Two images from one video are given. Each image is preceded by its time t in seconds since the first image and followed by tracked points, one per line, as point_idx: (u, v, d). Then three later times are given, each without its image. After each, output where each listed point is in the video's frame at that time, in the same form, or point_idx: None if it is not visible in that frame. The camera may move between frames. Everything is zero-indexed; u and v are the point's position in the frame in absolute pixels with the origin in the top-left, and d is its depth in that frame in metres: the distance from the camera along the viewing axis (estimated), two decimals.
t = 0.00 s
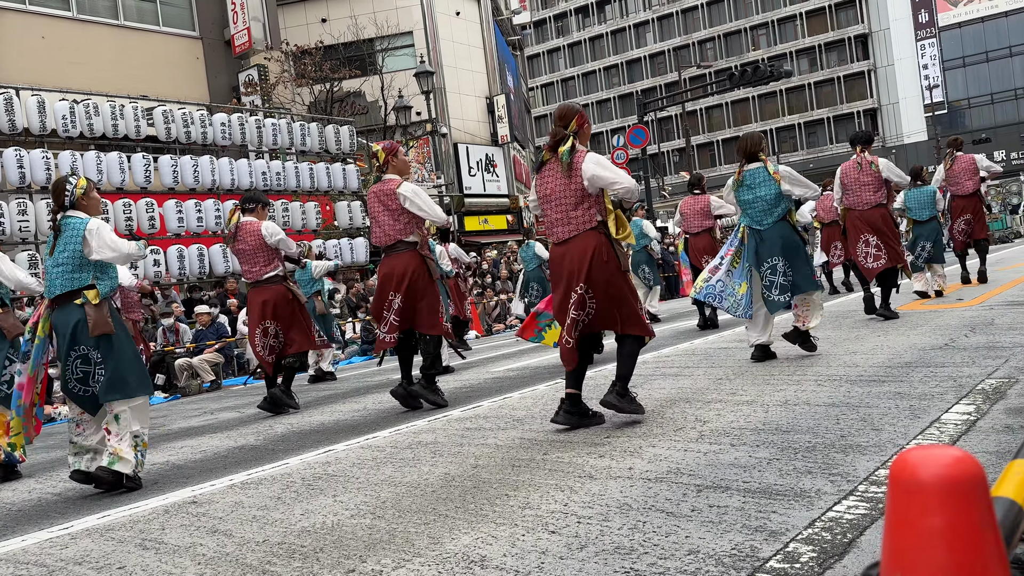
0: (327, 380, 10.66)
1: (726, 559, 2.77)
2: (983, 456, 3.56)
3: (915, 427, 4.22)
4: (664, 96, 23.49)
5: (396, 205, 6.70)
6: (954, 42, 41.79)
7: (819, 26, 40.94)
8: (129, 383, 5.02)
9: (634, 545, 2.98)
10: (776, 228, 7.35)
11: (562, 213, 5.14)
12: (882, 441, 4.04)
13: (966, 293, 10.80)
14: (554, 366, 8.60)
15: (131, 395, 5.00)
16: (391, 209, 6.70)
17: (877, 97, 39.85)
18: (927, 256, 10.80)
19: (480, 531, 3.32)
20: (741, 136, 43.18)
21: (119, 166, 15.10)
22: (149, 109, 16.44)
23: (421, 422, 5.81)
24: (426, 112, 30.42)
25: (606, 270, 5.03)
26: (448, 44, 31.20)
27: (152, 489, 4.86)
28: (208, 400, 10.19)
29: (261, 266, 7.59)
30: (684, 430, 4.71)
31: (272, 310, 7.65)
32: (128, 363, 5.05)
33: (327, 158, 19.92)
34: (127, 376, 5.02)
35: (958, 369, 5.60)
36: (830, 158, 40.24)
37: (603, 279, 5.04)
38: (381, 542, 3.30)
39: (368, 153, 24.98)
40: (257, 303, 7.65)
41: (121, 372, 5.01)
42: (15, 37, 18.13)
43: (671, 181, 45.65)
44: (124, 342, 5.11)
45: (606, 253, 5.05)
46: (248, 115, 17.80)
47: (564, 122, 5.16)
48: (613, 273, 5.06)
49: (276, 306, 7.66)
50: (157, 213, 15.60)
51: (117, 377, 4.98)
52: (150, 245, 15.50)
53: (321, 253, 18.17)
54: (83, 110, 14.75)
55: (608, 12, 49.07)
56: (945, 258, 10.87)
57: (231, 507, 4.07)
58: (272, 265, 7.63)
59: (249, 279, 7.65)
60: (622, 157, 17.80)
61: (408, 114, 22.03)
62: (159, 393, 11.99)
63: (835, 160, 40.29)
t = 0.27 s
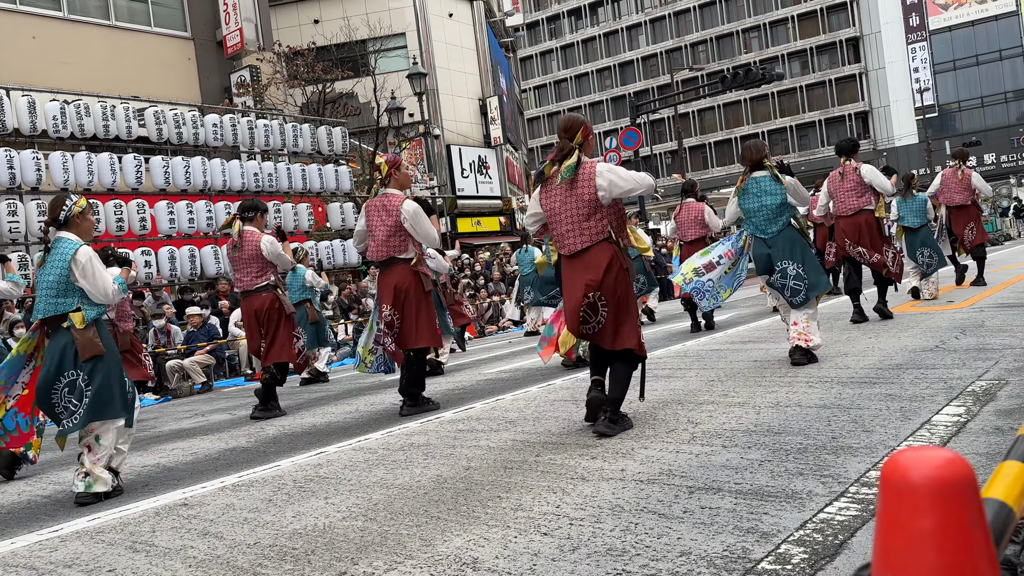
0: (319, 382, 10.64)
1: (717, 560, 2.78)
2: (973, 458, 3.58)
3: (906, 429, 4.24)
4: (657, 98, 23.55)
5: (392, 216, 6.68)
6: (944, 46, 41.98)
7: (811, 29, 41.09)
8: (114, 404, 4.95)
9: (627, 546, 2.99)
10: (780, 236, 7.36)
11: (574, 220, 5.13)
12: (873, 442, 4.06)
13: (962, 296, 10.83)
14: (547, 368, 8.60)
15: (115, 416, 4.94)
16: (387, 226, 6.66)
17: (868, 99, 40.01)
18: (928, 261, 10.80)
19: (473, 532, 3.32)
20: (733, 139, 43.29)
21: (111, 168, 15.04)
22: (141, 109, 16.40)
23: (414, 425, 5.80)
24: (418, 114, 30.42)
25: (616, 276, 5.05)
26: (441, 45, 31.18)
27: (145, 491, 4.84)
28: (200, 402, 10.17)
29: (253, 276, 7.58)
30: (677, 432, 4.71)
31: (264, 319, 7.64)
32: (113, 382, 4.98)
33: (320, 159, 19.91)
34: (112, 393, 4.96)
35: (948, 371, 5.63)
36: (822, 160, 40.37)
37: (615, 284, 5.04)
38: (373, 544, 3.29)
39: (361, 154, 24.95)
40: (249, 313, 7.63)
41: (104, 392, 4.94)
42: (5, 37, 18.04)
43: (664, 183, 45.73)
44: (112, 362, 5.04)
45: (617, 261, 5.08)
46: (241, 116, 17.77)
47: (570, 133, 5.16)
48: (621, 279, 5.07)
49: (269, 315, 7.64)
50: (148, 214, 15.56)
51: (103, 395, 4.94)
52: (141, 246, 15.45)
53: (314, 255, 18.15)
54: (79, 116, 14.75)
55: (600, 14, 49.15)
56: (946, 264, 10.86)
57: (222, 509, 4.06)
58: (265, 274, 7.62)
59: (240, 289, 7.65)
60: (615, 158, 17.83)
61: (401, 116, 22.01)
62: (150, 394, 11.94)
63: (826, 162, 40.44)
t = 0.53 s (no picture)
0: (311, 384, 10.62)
1: (710, 563, 2.78)
2: (964, 459, 3.60)
3: (897, 431, 4.26)
4: (649, 100, 23.56)
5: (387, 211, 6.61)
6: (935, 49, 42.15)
7: (802, 32, 41.22)
8: (78, 396, 4.90)
9: (619, 549, 2.99)
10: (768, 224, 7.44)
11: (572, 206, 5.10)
12: (864, 444, 4.08)
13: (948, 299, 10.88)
14: (539, 370, 8.60)
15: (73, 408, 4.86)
16: (381, 219, 6.58)
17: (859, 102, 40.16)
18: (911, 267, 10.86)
19: (465, 535, 3.32)
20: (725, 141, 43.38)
21: (102, 168, 14.98)
22: (132, 110, 16.35)
23: (406, 427, 5.80)
24: (411, 115, 30.40)
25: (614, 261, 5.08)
26: (434, 47, 31.16)
27: (136, 493, 4.82)
28: (191, 404, 10.13)
29: (251, 268, 7.56)
30: (669, 433, 4.72)
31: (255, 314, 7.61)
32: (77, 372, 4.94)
33: (312, 161, 19.88)
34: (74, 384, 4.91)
35: (938, 373, 5.65)
36: (813, 163, 40.50)
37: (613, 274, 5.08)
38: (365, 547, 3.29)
39: (353, 156, 24.87)
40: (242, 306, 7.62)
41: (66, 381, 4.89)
42: None
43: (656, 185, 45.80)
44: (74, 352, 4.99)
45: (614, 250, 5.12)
46: (232, 116, 17.70)
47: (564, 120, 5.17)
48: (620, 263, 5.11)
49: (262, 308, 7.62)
50: (139, 215, 15.51)
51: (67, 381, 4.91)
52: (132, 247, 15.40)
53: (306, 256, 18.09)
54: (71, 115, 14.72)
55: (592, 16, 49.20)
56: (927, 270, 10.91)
57: (213, 512, 4.05)
58: (263, 267, 7.60)
59: (238, 281, 7.63)
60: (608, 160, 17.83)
61: (393, 117, 21.95)
62: (141, 396, 11.89)
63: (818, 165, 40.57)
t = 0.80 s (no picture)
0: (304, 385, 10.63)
1: (701, 564, 2.79)
2: (954, 460, 3.62)
3: (887, 432, 4.28)
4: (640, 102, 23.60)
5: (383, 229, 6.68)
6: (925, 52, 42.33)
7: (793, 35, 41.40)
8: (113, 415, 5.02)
9: (611, 550, 3.00)
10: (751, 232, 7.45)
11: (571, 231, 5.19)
12: (855, 445, 4.09)
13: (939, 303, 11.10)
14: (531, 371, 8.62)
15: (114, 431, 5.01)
16: (373, 238, 6.64)
17: (850, 105, 40.33)
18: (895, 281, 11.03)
19: (458, 536, 3.32)
20: (716, 144, 43.50)
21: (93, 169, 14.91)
22: (123, 111, 16.31)
23: (398, 429, 5.80)
24: (403, 117, 30.37)
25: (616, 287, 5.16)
26: (426, 48, 31.13)
27: (127, 496, 4.80)
28: (183, 405, 10.11)
29: (244, 277, 7.54)
30: (660, 435, 4.74)
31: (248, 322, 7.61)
32: (110, 397, 5.03)
33: (304, 162, 19.87)
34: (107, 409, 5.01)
35: (929, 375, 5.68)
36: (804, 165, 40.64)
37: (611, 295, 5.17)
38: (358, 549, 3.29)
39: (346, 157, 24.86)
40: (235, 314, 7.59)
41: (99, 409, 4.99)
42: None
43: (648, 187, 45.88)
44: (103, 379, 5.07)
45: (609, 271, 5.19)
46: (224, 118, 17.66)
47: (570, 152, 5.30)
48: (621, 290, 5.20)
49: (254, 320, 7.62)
50: (130, 216, 15.47)
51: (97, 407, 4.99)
52: (123, 248, 15.35)
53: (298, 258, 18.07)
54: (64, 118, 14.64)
55: (585, 19, 49.30)
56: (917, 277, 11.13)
57: (204, 514, 4.04)
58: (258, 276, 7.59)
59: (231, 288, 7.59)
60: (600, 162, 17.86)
61: (385, 120, 21.91)
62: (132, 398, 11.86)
63: (809, 167, 40.73)
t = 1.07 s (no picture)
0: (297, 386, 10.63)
1: (693, 565, 2.80)
2: (943, 461, 3.64)
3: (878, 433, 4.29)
4: (632, 104, 23.64)
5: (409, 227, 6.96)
6: (916, 55, 42.52)
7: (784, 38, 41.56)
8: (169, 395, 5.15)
9: (603, 551, 3.00)
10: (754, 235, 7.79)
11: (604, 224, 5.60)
12: (846, 446, 4.11)
13: (941, 300, 11.11)
14: (524, 373, 8.63)
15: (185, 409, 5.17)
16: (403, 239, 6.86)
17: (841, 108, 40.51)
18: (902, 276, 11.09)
19: (450, 538, 3.32)
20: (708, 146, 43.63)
21: (83, 171, 14.84)
22: (114, 112, 16.26)
23: (390, 431, 5.79)
24: (395, 118, 30.36)
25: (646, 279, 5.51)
26: (419, 50, 31.12)
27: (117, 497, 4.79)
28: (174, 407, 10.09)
29: (254, 278, 7.84)
30: (653, 436, 4.74)
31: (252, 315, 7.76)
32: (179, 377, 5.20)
33: (296, 163, 19.86)
34: (174, 386, 5.18)
35: (919, 377, 5.70)
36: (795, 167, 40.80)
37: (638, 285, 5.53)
38: (349, 552, 3.28)
39: (338, 159, 24.84)
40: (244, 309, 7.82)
41: (169, 386, 5.17)
42: None
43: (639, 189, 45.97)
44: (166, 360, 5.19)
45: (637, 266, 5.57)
46: (216, 119, 17.62)
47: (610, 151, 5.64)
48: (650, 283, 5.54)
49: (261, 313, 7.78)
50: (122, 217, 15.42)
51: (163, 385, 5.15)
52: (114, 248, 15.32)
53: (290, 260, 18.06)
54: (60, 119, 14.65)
55: (577, 21, 49.38)
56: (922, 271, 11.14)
57: (195, 517, 4.03)
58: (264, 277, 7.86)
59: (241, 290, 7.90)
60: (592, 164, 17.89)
61: (378, 122, 21.88)
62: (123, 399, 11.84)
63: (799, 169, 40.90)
